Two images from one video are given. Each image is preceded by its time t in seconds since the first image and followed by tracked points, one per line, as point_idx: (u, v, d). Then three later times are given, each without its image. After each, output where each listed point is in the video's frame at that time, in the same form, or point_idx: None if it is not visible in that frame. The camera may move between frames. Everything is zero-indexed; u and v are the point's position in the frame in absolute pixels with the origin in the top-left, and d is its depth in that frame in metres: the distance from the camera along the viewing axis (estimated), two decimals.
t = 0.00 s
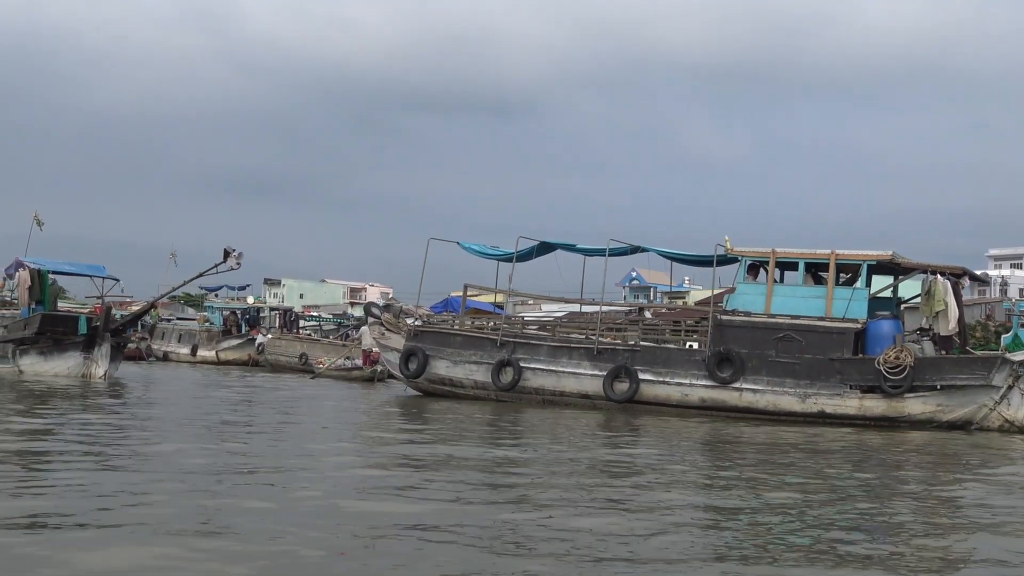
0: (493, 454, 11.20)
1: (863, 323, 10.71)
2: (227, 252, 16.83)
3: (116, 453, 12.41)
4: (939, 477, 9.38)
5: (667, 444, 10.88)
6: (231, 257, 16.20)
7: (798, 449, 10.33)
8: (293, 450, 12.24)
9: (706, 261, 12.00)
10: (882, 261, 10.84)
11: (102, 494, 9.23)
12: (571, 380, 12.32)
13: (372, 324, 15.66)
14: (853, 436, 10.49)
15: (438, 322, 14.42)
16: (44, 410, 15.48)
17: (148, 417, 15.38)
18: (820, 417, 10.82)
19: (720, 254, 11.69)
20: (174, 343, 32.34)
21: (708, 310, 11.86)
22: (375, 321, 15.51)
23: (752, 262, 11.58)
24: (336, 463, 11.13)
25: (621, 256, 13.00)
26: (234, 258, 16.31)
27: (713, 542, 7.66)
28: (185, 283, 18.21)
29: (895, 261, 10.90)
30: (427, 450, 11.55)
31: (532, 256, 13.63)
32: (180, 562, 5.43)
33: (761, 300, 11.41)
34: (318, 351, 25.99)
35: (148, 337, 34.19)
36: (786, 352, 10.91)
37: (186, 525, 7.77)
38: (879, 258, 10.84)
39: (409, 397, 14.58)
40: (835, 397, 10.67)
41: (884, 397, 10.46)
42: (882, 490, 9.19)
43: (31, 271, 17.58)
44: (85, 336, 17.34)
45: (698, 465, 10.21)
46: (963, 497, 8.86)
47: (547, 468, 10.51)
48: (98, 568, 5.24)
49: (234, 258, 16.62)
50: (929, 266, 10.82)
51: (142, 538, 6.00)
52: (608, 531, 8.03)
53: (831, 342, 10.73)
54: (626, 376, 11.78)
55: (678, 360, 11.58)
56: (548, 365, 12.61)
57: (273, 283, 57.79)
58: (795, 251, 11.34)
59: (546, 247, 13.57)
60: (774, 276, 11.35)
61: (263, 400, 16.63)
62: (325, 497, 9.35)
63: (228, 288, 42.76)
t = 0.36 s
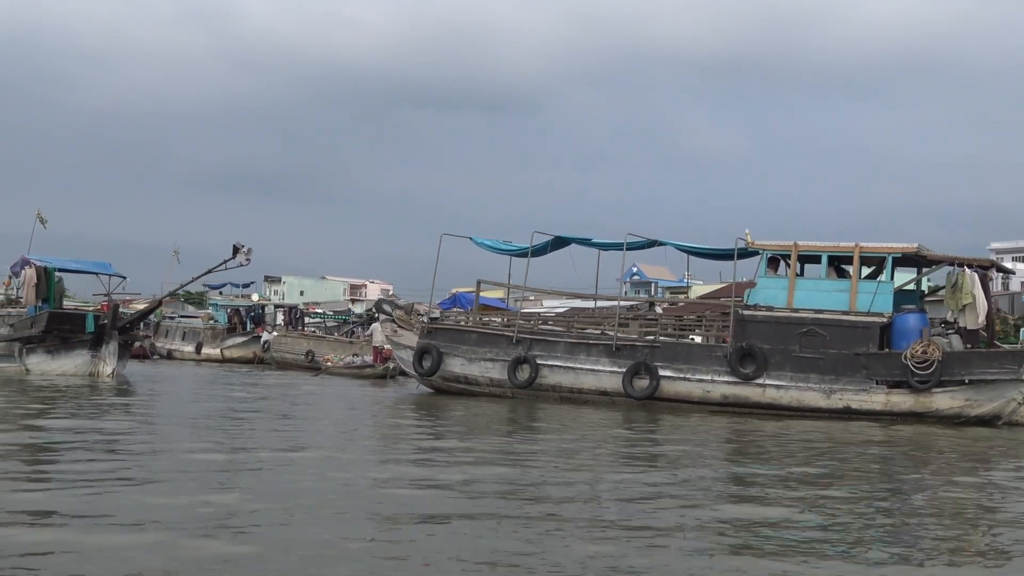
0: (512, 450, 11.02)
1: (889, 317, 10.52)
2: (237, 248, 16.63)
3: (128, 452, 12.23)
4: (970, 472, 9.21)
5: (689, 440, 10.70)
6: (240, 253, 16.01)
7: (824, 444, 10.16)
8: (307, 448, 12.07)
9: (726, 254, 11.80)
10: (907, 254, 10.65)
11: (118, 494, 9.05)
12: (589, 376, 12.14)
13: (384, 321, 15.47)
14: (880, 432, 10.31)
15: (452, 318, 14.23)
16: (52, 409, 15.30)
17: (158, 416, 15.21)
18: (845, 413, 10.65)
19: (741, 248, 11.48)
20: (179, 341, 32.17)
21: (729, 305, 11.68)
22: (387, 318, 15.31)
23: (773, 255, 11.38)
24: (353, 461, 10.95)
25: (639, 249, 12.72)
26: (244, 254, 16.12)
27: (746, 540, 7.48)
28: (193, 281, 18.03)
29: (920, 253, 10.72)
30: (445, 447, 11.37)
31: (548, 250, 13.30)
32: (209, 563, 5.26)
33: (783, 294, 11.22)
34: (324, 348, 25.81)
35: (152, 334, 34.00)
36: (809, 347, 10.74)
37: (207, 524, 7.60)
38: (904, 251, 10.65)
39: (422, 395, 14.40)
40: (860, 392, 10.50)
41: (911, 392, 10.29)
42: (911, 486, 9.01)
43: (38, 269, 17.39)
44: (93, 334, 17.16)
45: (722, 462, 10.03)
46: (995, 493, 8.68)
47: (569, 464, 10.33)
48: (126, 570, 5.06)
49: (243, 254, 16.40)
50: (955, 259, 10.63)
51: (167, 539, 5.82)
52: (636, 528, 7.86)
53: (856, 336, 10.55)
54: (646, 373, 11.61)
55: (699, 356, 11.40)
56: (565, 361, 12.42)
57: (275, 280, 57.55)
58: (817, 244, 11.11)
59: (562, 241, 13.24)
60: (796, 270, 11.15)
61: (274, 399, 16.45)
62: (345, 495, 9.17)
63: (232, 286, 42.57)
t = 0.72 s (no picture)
0: (530, 447, 10.84)
1: (914, 309, 10.35)
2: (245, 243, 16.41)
3: (138, 451, 12.04)
4: (1000, 466, 9.04)
5: (711, 435, 10.53)
6: (248, 248, 15.81)
7: (849, 438, 10.00)
8: (320, 445, 11.89)
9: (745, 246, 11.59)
10: (931, 245, 10.46)
11: (133, 492, 8.87)
12: (607, 371, 11.96)
13: (395, 317, 15.26)
14: (905, 425, 10.15)
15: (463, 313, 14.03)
16: (59, 408, 15.11)
17: (167, 414, 15.01)
18: (869, 407, 10.50)
19: (761, 240, 11.27)
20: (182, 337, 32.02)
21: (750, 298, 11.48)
22: (398, 314, 15.09)
23: (793, 246, 11.19)
24: (369, 457, 10.76)
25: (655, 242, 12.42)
26: (252, 249, 15.91)
27: (781, 536, 7.31)
28: (200, 277, 17.83)
29: (944, 244, 10.53)
30: (462, 443, 11.19)
31: (561, 243, 12.96)
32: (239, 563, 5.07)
33: (804, 287, 11.03)
34: (329, 344, 25.62)
35: (154, 331, 33.79)
36: (832, 340, 10.57)
37: (228, 522, 7.41)
38: (928, 241, 10.47)
39: (435, 391, 14.21)
40: (885, 386, 10.34)
41: (937, 385, 10.13)
42: (941, 481, 8.83)
43: (42, 265, 17.18)
44: (98, 331, 16.95)
45: (746, 456, 9.86)
46: None
47: (589, 460, 10.15)
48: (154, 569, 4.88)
49: (251, 248, 16.17)
50: (980, 249, 10.46)
51: (192, 538, 5.63)
52: (666, 525, 7.69)
53: (880, 329, 10.37)
54: (665, 368, 11.43)
55: (719, 350, 11.21)
56: (581, 357, 12.23)
57: (274, 276, 57.36)
58: (839, 235, 10.94)
59: (575, 235, 12.89)
60: (817, 261, 10.96)
61: (283, 397, 16.26)
62: (363, 492, 8.99)
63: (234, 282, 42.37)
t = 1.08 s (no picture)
0: (547, 443, 10.67)
1: (938, 303, 10.18)
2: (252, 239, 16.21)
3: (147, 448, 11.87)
4: None
5: (732, 431, 10.36)
6: (255, 244, 15.61)
7: (873, 434, 9.83)
8: (332, 442, 11.70)
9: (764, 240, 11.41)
10: (956, 237, 10.30)
11: (144, 490, 8.70)
12: (623, 367, 11.77)
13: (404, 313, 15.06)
14: (930, 420, 9.99)
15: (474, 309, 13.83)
16: (64, 405, 14.94)
17: (174, 412, 14.83)
18: (892, 402, 10.32)
19: (780, 234, 11.10)
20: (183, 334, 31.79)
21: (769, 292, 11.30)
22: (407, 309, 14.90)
23: (814, 239, 11.02)
24: (383, 454, 10.59)
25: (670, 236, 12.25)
26: (259, 245, 15.70)
27: (810, 532, 7.15)
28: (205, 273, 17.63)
29: (969, 236, 10.37)
30: (476, 440, 11.01)
31: (574, 237, 12.77)
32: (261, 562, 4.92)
33: (824, 281, 10.86)
34: (333, 341, 25.42)
35: (155, 328, 33.59)
36: (854, 335, 10.39)
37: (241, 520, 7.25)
38: (952, 234, 10.30)
39: (445, 388, 14.02)
40: (909, 381, 10.17)
41: (962, 380, 9.96)
42: (971, 476, 8.66)
43: (46, 262, 16.97)
44: (103, 327, 16.76)
45: (769, 452, 9.70)
46: None
47: (608, 456, 9.98)
48: (174, 567, 4.72)
49: (258, 244, 15.96)
50: (1005, 241, 10.30)
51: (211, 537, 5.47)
52: (694, 522, 7.51)
53: (904, 323, 10.20)
54: (683, 363, 11.25)
55: (738, 345, 11.04)
56: (596, 352, 12.04)
57: (272, 272, 57.09)
58: (860, 228, 10.78)
59: (589, 228, 12.71)
60: (839, 255, 10.79)
61: (290, 394, 16.07)
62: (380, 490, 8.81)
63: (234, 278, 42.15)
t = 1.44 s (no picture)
0: (564, 440, 10.51)
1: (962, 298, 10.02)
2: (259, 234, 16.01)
3: (157, 446, 11.70)
4: None
5: (752, 428, 10.20)
6: (262, 241, 15.43)
7: (897, 430, 9.67)
8: (343, 438, 11.52)
9: (783, 234, 11.25)
10: (980, 231, 10.13)
11: (158, 489, 8.54)
12: (639, 363, 11.60)
13: (414, 309, 14.88)
14: (954, 417, 9.83)
15: (486, 305, 13.66)
16: (70, 404, 14.76)
17: (181, 409, 14.66)
18: (915, 399, 10.17)
19: (800, 228, 10.95)
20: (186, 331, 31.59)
21: (789, 287, 11.13)
22: (417, 305, 14.72)
23: (834, 233, 10.86)
24: (397, 452, 10.41)
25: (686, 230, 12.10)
26: (267, 242, 15.51)
27: (843, 531, 7.00)
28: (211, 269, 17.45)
29: (993, 230, 10.20)
30: (492, 437, 10.85)
31: (588, 232, 12.58)
32: (291, 565, 4.76)
33: (846, 275, 10.71)
34: (336, 337, 25.24)
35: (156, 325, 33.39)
36: (877, 330, 10.25)
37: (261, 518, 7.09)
38: (977, 228, 10.14)
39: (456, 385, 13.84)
40: (932, 377, 10.02)
41: (987, 376, 9.80)
42: (999, 474, 8.50)
43: (50, 259, 16.78)
44: (108, 325, 16.58)
45: (792, 449, 9.54)
46: None
47: (628, 454, 9.82)
48: (206, 570, 4.56)
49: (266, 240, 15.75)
50: None
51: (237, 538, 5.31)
52: (720, 520, 7.34)
53: (927, 318, 10.05)
54: (701, 360, 11.09)
55: (758, 341, 10.87)
56: (612, 349, 11.87)
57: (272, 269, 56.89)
58: (882, 222, 10.63)
59: (604, 222, 12.52)
60: (860, 249, 10.63)
61: (297, 392, 15.89)
62: (396, 488, 8.64)
63: (235, 276, 41.96)
